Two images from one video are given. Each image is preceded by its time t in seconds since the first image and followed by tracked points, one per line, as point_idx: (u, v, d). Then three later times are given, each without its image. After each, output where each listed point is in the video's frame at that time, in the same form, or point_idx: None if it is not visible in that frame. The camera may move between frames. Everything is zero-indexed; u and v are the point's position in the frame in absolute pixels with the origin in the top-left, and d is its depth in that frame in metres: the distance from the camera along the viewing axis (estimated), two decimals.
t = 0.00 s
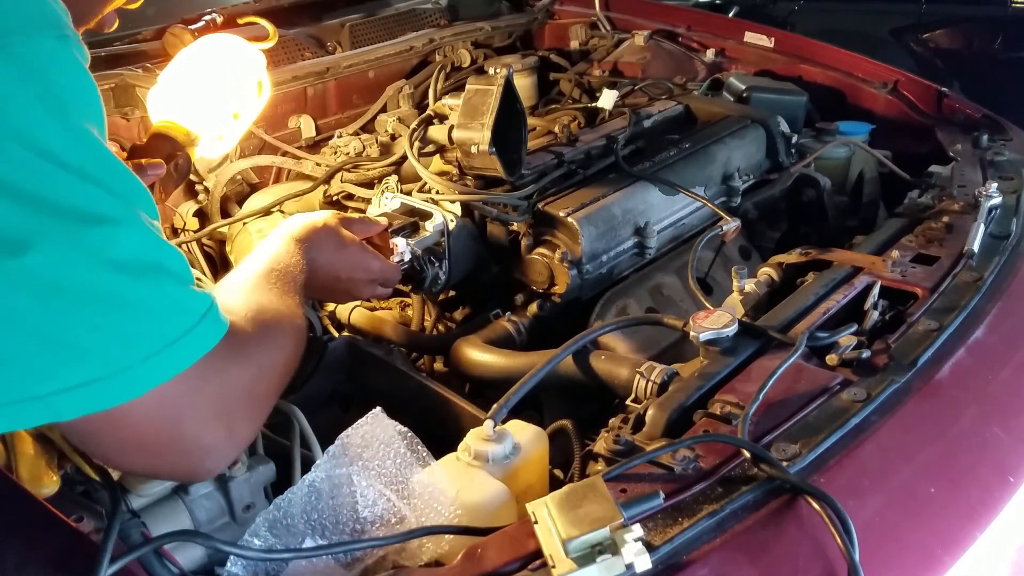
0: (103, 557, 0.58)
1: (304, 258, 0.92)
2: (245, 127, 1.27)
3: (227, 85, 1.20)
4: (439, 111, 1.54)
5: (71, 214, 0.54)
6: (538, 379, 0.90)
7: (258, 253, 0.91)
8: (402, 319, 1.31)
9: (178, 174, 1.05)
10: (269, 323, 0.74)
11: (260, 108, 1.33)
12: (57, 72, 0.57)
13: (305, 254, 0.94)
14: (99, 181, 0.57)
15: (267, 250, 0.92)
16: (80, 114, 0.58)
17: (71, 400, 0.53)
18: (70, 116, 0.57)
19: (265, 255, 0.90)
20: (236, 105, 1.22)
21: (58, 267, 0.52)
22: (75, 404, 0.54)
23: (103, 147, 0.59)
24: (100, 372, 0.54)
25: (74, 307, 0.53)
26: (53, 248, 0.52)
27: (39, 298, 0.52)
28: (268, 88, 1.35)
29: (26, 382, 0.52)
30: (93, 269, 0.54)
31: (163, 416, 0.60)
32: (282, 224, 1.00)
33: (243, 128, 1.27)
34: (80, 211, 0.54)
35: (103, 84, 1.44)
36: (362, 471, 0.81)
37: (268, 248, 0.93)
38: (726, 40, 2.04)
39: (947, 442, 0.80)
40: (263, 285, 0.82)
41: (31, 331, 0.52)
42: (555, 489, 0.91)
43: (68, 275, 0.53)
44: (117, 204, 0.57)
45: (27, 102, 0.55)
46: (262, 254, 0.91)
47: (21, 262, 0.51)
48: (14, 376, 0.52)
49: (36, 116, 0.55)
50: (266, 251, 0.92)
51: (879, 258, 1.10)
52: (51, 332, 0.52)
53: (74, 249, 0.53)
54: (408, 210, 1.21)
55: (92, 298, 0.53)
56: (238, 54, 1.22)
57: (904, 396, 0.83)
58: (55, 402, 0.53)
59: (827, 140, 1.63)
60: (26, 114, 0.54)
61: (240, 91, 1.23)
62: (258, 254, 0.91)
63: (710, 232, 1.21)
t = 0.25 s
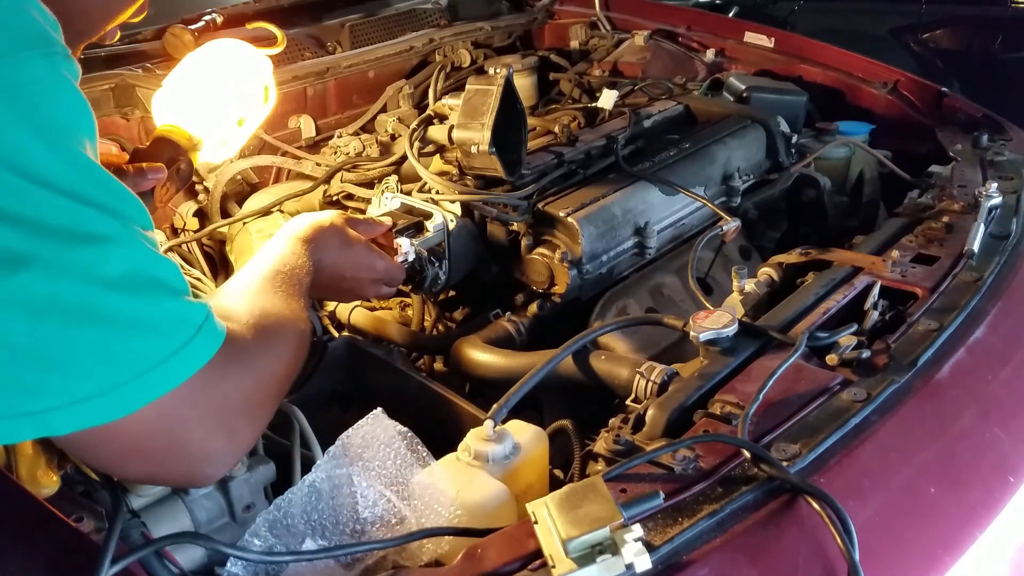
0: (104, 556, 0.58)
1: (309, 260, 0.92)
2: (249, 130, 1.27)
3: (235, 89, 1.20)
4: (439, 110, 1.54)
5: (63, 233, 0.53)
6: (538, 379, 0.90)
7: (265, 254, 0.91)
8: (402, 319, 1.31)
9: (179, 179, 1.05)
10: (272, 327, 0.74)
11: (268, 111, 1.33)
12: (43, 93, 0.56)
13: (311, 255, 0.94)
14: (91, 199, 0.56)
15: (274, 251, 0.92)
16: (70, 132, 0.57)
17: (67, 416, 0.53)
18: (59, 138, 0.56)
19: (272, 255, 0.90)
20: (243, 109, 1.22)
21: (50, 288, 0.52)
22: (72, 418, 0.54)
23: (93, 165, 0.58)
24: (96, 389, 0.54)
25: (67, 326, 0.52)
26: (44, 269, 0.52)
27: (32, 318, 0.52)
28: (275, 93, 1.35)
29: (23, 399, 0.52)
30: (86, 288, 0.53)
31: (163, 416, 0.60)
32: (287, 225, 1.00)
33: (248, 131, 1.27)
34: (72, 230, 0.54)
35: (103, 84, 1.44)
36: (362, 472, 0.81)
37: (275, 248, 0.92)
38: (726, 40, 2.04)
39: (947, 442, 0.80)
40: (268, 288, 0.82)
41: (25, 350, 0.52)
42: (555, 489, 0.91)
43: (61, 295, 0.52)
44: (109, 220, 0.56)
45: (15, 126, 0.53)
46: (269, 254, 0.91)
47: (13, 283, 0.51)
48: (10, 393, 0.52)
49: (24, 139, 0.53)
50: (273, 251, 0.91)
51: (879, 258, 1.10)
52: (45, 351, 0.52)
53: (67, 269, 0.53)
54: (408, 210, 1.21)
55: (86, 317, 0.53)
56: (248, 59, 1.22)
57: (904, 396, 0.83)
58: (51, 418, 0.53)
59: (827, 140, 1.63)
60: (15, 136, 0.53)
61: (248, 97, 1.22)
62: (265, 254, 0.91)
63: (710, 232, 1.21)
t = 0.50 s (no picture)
0: (105, 556, 0.58)
1: (314, 261, 0.92)
2: (254, 138, 1.27)
3: (239, 95, 1.19)
4: (439, 110, 1.53)
5: (56, 241, 0.53)
6: (538, 379, 0.90)
7: (270, 254, 0.91)
8: (402, 319, 1.31)
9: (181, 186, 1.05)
10: (274, 330, 0.74)
11: (272, 120, 1.33)
12: (32, 102, 0.55)
13: (316, 255, 0.94)
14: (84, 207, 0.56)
15: (279, 251, 0.92)
16: (62, 139, 0.56)
17: (63, 421, 0.54)
18: (50, 148, 0.55)
19: (278, 256, 0.90)
20: (247, 116, 1.22)
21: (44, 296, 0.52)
22: (69, 422, 0.54)
23: (85, 171, 0.57)
24: (92, 394, 0.54)
25: (62, 333, 0.52)
26: (38, 278, 0.52)
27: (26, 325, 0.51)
28: (279, 100, 1.35)
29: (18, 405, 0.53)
30: (80, 296, 0.53)
31: (163, 417, 0.60)
32: (292, 225, 1.00)
33: (252, 139, 1.26)
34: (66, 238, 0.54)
35: (103, 84, 1.44)
36: (362, 473, 0.81)
37: (281, 249, 0.92)
38: (726, 40, 2.04)
39: (947, 442, 0.80)
40: (271, 288, 0.82)
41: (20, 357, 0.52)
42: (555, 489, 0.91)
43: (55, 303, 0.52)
44: (103, 226, 0.56)
45: (5, 136, 0.52)
46: (274, 254, 0.91)
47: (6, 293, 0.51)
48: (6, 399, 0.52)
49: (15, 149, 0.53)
50: (278, 252, 0.91)
51: (879, 259, 1.10)
52: (40, 357, 0.52)
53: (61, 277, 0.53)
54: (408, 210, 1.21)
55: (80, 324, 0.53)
56: (251, 65, 1.22)
57: (904, 396, 0.83)
58: (48, 422, 0.53)
59: (827, 140, 1.62)
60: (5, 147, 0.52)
61: (251, 105, 1.22)
62: (270, 254, 0.91)
63: (710, 232, 1.21)
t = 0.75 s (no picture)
0: (105, 555, 0.58)
1: (316, 258, 0.92)
2: (254, 135, 1.26)
3: (237, 94, 1.19)
4: (438, 110, 1.53)
5: (56, 239, 0.53)
6: (538, 379, 0.89)
7: (273, 252, 0.91)
8: (402, 318, 1.31)
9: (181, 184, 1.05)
10: (275, 326, 0.74)
11: (273, 116, 1.31)
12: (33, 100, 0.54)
13: (318, 252, 0.94)
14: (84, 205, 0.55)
15: (282, 249, 0.92)
16: (62, 137, 0.56)
17: (63, 417, 0.54)
18: (50, 146, 0.54)
19: (281, 253, 0.90)
20: (247, 114, 1.21)
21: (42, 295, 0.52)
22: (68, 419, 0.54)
23: (86, 168, 0.56)
24: (91, 391, 0.54)
25: (61, 331, 0.52)
26: (38, 276, 0.52)
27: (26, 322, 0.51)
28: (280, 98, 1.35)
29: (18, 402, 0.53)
30: (80, 293, 0.53)
31: (161, 417, 0.60)
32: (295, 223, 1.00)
33: (253, 136, 1.25)
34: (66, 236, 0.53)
35: (103, 84, 1.44)
36: (362, 473, 0.81)
37: (284, 246, 0.92)
38: (726, 40, 2.04)
39: (947, 442, 0.80)
40: (273, 285, 0.82)
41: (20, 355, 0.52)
42: (555, 489, 0.91)
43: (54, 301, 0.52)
44: (103, 224, 0.56)
45: (5, 136, 0.52)
46: (277, 252, 0.91)
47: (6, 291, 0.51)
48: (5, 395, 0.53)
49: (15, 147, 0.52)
50: (281, 250, 0.91)
51: (879, 258, 1.10)
52: (39, 355, 0.52)
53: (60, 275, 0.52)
54: (408, 210, 1.21)
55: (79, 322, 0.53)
56: (250, 63, 1.21)
57: (904, 396, 0.83)
58: (47, 418, 0.53)
59: (827, 140, 1.63)
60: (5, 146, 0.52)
61: (250, 103, 1.21)
62: (273, 252, 0.91)
63: (710, 232, 1.21)
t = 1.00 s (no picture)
0: (106, 555, 0.58)
1: (319, 254, 0.92)
2: (252, 131, 1.28)
3: (237, 91, 1.20)
4: (438, 110, 1.53)
5: (56, 233, 0.53)
6: (538, 379, 0.89)
7: (276, 246, 0.91)
8: (402, 319, 1.31)
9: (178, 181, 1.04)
10: (274, 322, 0.74)
11: (271, 112, 1.33)
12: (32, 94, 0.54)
13: (323, 247, 0.94)
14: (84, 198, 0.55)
15: (285, 243, 0.91)
16: (63, 131, 0.56)
17: (61, 412, 0.54)
18: (51, 142, 0.54)
19: (284, 247, 0.90)
20: (246, 109, 1.23)
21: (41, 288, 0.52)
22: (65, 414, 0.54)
23: (87, 161, 0.56)
24: (89, 385, 0.54)
25: (60, 325, 0.52)
26: (38, 271, 0.52)
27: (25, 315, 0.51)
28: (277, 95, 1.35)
29: (16, 397, 0.52)
30: (80, 287, 0.53)
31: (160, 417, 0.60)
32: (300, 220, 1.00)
33: (250, 132, 1.27)
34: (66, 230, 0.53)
35: (103, 84, 1.44)
36: (362, 473, 0.81)
37: (286, 240, 0.92)
38: (726, 40, 2.04)
39: (947, 442, 0.80)
40: (275, 281, 0.82)
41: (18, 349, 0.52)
42: (555, 489, 0.91)
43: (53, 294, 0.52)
44: (104, 217, 0.55)
45: (4, 130, 0.51)
46: (280, 245, 0.90)
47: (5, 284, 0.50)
48: (3, 389, 0.52)
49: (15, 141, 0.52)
50: (284, 244, 0.91)
51: (879, 258, 1.10)
52: (37, 348, 0.52)
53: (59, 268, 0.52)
54: (408, 210, 1.21)
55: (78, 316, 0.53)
56: (251, 61, 1.22)
57: (904, 396, 0.83)
58: (44, 413, 0.53)
59: (827, 140, 1.63)
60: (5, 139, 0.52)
61: (247, 100, 1.23)
62: (276, 246, 0.91)
63: (710, 232, 1.21)
